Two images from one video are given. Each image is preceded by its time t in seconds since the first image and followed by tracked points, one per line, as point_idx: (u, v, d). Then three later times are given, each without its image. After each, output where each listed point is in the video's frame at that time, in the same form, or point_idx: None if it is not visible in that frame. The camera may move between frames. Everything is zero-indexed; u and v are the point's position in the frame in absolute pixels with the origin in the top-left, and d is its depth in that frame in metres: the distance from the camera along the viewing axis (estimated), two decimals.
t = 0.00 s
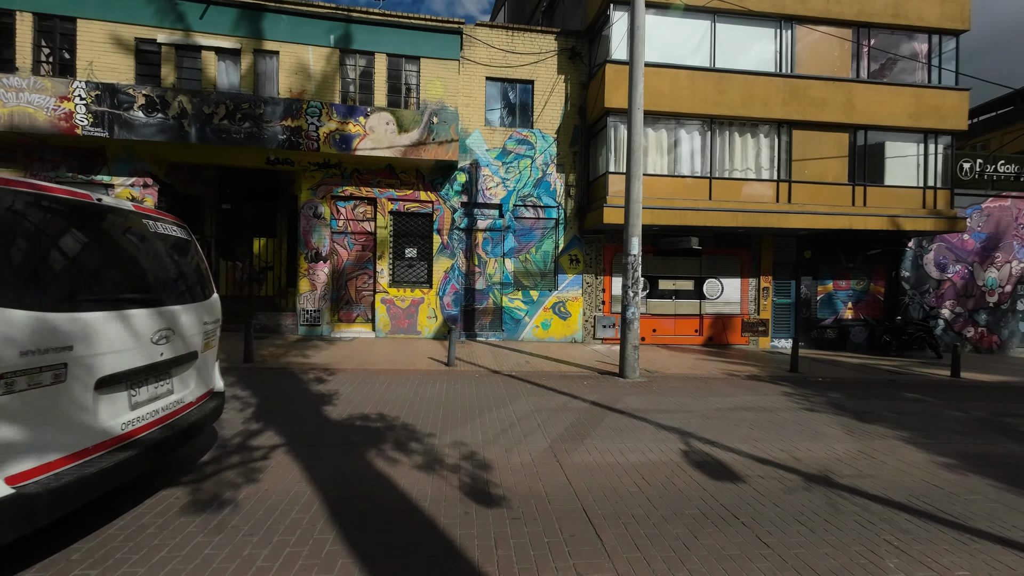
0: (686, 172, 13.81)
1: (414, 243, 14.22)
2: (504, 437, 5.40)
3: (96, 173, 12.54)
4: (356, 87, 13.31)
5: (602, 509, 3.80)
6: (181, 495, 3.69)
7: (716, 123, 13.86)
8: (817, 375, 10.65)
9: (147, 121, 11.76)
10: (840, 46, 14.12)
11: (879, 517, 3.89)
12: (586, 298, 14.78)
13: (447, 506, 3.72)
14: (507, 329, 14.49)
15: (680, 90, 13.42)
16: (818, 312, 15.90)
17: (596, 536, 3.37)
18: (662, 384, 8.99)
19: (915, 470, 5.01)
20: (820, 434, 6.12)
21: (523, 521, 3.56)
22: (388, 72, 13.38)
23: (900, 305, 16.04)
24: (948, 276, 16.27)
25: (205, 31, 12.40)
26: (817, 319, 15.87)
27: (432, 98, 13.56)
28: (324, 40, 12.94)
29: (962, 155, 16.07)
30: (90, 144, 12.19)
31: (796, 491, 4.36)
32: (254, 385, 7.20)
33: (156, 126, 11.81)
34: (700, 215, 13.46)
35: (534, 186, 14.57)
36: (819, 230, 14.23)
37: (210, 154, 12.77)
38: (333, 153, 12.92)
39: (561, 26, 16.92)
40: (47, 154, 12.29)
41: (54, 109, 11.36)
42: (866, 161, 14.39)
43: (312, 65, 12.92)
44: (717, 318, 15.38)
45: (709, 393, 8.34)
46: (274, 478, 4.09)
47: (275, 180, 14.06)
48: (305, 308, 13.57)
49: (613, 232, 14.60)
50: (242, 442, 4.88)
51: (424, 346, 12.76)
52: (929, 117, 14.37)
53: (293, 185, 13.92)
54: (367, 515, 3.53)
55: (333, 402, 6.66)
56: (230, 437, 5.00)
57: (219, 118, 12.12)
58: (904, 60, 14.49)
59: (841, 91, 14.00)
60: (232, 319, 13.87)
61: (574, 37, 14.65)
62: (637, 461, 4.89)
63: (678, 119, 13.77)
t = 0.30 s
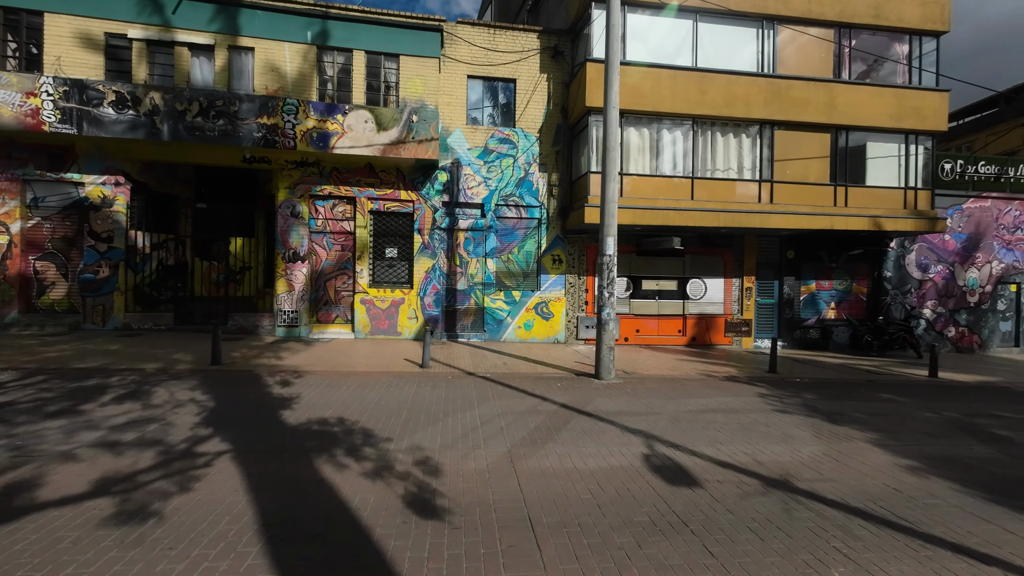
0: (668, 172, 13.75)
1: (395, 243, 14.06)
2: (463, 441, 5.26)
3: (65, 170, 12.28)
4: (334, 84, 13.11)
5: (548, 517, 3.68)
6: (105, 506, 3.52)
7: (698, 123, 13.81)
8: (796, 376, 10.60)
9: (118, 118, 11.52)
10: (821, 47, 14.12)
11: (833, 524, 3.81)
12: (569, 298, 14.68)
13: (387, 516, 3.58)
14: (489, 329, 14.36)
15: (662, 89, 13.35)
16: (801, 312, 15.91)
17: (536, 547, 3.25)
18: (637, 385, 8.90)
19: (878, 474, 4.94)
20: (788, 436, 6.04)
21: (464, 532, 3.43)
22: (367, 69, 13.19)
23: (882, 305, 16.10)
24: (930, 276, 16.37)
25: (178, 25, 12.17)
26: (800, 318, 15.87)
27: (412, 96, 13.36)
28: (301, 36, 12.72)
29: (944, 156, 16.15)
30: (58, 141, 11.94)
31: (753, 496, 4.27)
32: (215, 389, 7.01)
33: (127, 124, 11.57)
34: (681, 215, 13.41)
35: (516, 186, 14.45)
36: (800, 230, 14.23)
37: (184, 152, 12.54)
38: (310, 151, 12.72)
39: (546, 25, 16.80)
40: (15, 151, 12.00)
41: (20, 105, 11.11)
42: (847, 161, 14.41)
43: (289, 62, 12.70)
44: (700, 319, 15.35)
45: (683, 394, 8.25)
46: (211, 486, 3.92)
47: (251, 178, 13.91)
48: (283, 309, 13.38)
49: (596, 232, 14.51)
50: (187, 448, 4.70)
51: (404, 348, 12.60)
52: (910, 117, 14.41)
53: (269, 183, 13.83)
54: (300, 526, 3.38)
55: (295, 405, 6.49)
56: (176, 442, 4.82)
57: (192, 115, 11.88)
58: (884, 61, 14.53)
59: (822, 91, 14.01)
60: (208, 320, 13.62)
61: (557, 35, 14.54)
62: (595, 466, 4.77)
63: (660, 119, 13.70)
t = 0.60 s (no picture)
0: (650, 171, 13.65)
1: (374, 241, 13.83)
2: (417, 444, 5.06)
3: (31, 165, 11.98)
4: (311, 79, 12.86)
5: (488, 525, 3.49)
6: (11, 515, 3.30)
7: (681, 122, 13.73)
8: (774, 376, 10.52)
9: (85, 111, 11.23)
10: (803, 46, 14.10)
11: (786, 529, 3.67)
12: (551, 298, 14.53)
13: (315, 523, 3.38)
14: (470, 329, 14.16)
15: (644, 87, 13.25)
16: (785, 312, 15.86)
17: (467, 558, 3.06)
18: (611, 386, 8.75)
19: (841, 476, 4.81)
20: (755, 437, 5.92)
21: (394, 541, 3.23)
22: (344, 64, 12.95)
23: (865, 306, 16.10)
24: (913, 277, 16.39)
25: (149, 17, 11.89)
26: (784, 319, 15.82)
27: (391, 92, 13.11)
28: (277, 30, 12.47)
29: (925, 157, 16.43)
30: (24, 134, 11.65)
31: (709, 500, 4.12)
32: (169, 390, 6.77)
33: (94, 117, 11.27)
34: (663, 214, 13.30)
35: (498, 184, 14.27)
36: (783, 230, 14.18)
37: (156, 147, 12.22)
38: (285, 147, 12.47)
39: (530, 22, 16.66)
40: None
41: None
42: (830, 161, 14.38)
43: (264, 56, 12.44)
44: (683, 319, 15.27)
45: (656, 395, 8.12)
46: (133, 493, 3.70)
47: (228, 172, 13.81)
48: (258, 308, 13.13)
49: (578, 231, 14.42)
50: (120, 452, 4.47)
51: (381, 347, 12.39)
52: (892, 118, 14.42)
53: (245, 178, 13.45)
54: (216, 536, 3.17)
55: (250, 406, 6.27)
56: (109, 446, 4.60)
57: (163, 109, 11.58)
58: (867, 62, 14.54)
59: (805, 91, 13.98)
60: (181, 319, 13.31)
61: (540, 32, 14.39)
62: (550, 469, 4.60)
63: (642, 117, 13.60)
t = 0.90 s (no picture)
0: (630, 172, 13.58)
1: (350, 241, 13.59)
2: (365, 451, 4.87)
3: None
4: (284, 75, 12.60)
5: (421, 538, 3.31)
6: None
7: (661, 123, 13.69)
8: (750, 379, 10.48)
9: (47, 105, 10.89)
10: (782, 49, 14.13)
11: (733, 539, 3.54)
12: (531, 299, 14.38)
13: (233, 537, 3.18)
14: (449, 331, 13.95)
15: (623, 87, 13.18)
16: (766, 313, 15.87)
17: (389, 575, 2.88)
18: (583, 388, 8.61)
19: (799, 482, 4.72)
20: (718, 442, 5.82)
21: (315, 556, 3.05)
22: (319, 60, 12.69)
23: (845, 307, 16.18)
24: (892, 279, 16.51)
25: (116, 9, 11.59)
26: (765, 320, 15.83)
27: (367, 89, 12.85)
28: (249, 25, 12.19)
29: (904, 161, 16.58)
30: None
31: (660, 508, 3.99)
32: (117, 394, 6.53)
33: (57, 111, 10.94)
34: (643, 215, 13.22)
35: (477, 184, 14.10)
36: (762, 232, 14.18)
37: (124, 143, 11.88)
38: (257, 144, 12.20)
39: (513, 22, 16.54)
40: None
41: None
42: (809, 163, 14.43)
43: (235, 51, 12.14)
44: (664, 320, 15.21)
45: (627, 398, 7.99)
46: (45, 507, 3.49)
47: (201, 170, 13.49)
48: (229, 309, 12.84)
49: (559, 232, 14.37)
50: (43, 461, 4.25)
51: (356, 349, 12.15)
52: (870, 121, 14.52)
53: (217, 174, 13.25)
54: (119, 553, 2.96)
55: (199, 412, 6.03)
56: (33, 455, 4.37)
57: (129, 104, 11.26)
58: (845, 66, 14.63)
59: (784, 93, 14.01)
60: (150, 321, 12.94)
61: (520, 31, 14.27)
62: (501, 477, 4.43)
63: (622, 117, 13.52)
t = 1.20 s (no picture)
0: (608, 172, 13.52)
1: (324, 239, 13.33)
2: (305, 455, 4.67)
3: None
4: (255, 69, 12.31)
5: (341, 547, 3.13)
6: None
7: (639, 123, 13.66)
8: (722, 379, 10.46)
9: (3, 96, 10.53)
10: (759, 51, 14.21)
11: (671, 545, 3.42)
12: (509, 299, 14.26)
13: (136, 548, 2.98)
14: (424, 331, 13.74)
15: (601, 87, 13.12)
16: (744, 315, 15.92)
17: None
18: (551, 389, 8.48)
19: (751, 484, 4.63)
20: (676, 443, 5.72)
21: (219, 568, 2.85)
22: (291, 55, 12.43)
23: (822, 309, 16.30)
24: (868, 280, 16.68)
25: None
26: (743, 321, 15.87)
27: (341, 85, 12.60)
28: (218, 18, 11.91)
29: (879, 164, 16.69)
30: None
31: (602, 512, 3.86)
32: (57, 396, 6.25)
33: (14, 103, 10.58)
34: (620, 215, 13.18)
35: (454, 182, 13.93)
36: (739, 233, 14.22)
37: (86, 137, 11.50)
38: (226, 140, 11.90)
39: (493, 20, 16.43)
40: None
41: None
42: (785, 165, 14.51)
43: (203, 44, 11.84)
44: (643, 321, 15.19)
45: (594, 398, 7.88)
46: None
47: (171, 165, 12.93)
48: (196, 308, 12.52)
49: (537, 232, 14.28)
50: None
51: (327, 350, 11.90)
52: (845, 124, 14.65)
53: (185, 169, 12.86)
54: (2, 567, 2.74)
55: (141, 414, 5.78)
56: None
57: (90, 97, 10.90)
58: (822, 69, 14.75)
59: (761, 94, 14.09)
60: (113, 320, 12.52)
61: (499, 29, 14.16)
62: (443, 481, 4.26)
63: (600, 117, 13.46)
